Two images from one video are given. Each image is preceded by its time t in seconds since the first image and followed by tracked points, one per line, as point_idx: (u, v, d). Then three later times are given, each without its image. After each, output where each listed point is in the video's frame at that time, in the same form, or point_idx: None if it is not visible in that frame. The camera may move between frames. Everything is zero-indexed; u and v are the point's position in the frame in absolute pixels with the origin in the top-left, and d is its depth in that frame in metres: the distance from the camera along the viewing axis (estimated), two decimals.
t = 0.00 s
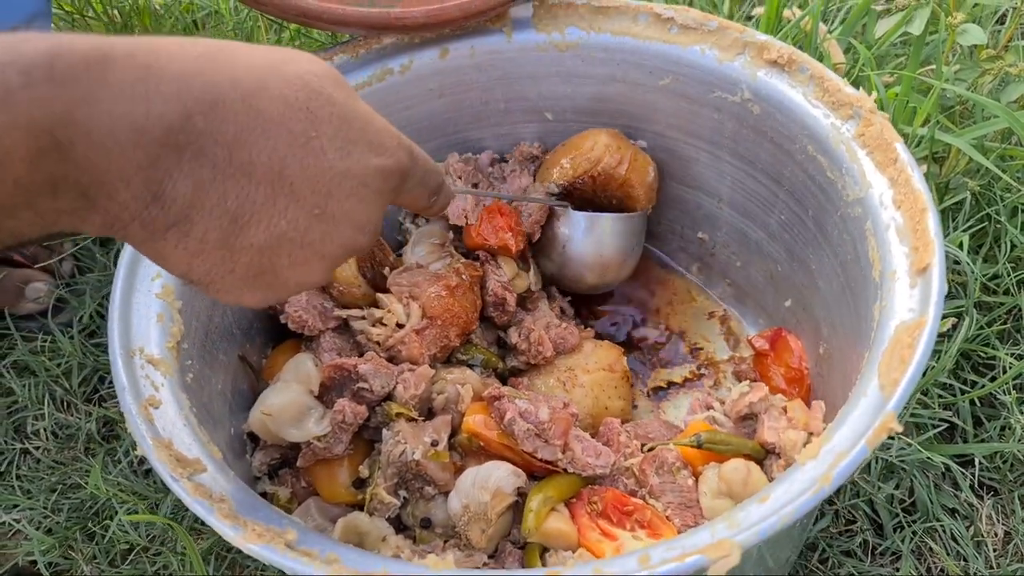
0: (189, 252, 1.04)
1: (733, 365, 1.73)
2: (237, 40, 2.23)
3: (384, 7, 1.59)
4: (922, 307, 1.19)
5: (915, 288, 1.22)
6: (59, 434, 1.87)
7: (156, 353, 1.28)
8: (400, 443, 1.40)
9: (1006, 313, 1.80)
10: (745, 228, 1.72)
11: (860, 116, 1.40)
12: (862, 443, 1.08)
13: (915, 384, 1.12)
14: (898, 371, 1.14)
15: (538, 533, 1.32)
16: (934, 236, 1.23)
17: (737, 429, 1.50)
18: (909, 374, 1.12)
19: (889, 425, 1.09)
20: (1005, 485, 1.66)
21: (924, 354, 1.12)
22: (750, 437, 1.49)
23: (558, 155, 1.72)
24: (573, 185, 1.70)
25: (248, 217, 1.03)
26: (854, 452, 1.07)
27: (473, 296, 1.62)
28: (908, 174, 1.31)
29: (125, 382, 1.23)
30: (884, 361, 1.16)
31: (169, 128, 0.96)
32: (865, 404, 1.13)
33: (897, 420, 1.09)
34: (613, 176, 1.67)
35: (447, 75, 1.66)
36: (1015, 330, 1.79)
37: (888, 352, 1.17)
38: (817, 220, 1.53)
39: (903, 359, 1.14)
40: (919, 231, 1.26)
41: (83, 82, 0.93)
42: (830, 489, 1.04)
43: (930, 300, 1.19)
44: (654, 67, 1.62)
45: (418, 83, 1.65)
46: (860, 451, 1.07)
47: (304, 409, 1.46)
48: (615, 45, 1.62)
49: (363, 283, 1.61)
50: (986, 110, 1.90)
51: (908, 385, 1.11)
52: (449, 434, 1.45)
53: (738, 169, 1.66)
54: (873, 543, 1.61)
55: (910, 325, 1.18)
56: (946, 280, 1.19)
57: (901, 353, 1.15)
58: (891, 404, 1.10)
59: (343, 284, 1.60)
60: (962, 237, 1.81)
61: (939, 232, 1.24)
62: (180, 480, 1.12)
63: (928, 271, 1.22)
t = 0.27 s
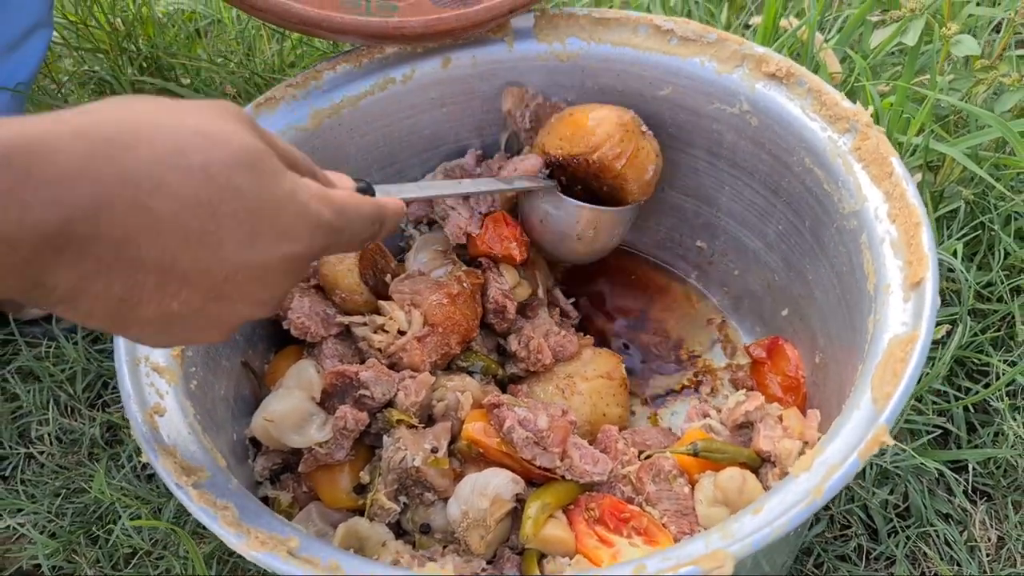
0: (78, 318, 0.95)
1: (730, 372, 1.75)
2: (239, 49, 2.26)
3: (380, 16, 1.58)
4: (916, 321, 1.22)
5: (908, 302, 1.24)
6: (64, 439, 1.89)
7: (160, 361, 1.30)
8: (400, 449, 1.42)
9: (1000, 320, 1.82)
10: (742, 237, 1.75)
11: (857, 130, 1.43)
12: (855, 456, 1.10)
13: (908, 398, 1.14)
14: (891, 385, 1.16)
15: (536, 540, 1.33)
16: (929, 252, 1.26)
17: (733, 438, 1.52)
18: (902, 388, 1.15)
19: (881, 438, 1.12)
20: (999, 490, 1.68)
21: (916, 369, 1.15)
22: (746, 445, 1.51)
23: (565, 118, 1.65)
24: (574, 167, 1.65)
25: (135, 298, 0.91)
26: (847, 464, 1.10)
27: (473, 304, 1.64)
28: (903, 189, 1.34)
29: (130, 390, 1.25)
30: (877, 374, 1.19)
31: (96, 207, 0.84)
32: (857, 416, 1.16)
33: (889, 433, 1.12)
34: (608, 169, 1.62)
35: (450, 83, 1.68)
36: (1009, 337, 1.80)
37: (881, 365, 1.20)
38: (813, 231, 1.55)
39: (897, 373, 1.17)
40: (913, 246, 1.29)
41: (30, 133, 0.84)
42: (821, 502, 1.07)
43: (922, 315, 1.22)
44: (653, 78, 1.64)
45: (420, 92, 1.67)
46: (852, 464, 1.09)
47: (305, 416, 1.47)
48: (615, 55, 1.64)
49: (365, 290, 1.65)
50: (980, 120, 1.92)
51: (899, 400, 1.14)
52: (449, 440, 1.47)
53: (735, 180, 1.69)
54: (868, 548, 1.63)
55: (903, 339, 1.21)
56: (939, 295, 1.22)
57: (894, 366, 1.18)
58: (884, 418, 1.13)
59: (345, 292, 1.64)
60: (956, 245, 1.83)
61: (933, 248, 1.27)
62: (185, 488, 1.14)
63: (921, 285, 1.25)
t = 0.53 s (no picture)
0: None
1: (723, 387, 1.79)
2: (246, 68, 2.32)
3: (376, 28, 1.60)
4: (899, 341, 1.27)
5: (893, 323, 1.30)
6: (74, 449, 1.94)
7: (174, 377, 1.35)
8: (403, 461, 1.47)
9: (986, 335, 1.87)
10: (737, 256, 1.80)
11: (846, 155, 1.49)
12: (838, 472, 1.15)
13: (890, 417, 1.19)
14: (874, 404, 1.21)
15: (534, 550, 1.38)
16: (913, 275, 1.32)
17: (725, 451, 1.58)
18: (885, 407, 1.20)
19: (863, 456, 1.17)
20: (985, 501, 1.73)
21: (899, 389, 1.20)
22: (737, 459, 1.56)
23: (569, 138, 1.54)
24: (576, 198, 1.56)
25: None
26: (831, 480, 1.15)
27: (474, 319, 1.69)
28: (890, 213, 1.40)
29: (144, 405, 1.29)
30: (862, 394, 1.24)
31: None
32: (842, 434, 1.21)
33: (872, 451, 1.17)
34: (613, 206, 1.49)
35: (452, 105, 1.73)
36: (995, 352, 1.85)
37: (865, 385, 1.25)
38: (803, 252, 1.61)
39: (880, 392, 1.22)
40: (898, 270, 1.34)
41: None
42: (807, 516, 1.12)
43: (905, 336, 1.28)
44: (649, 101, 1.69)
45: (424, 114, 1.73)
46: (836, 480, 1.14)
47: (312, 428, 1.53)
48: (613, 79, 1.70)
49: (369, 305, 1.70)
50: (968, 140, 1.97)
51: (882, 419, 1.19)
52: (450, 452, 1.52)
53: (729, 200, 1.74)
54: (857, 558, 1.68)
55: (887, 359, 1.26)
56: (922, 317, 1.28)
57: (877, 386, 1.23)
58: (867, 436, 1.18)
59: (349, 308, 1.69)
60: (944, 262, 1.89)
61: (916, 271, 1.32)
62: (198, 500, 1.18)
63: (905, 307, 1.30)
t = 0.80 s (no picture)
0: None
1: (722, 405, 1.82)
2: (256, 91, 2.39)
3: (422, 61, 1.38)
4: (889, 363, 1.32)
5: (883, 345, 1.35)
6: (88, 463, 1.99)
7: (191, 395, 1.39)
8: (410, 476, 1.52)
9: (978, 354, 1.92)
10: (734, 276, 1.85)
11: (839, 181, 1.54)
12: (830, 489, 1.20)
13: (880, 436, 1.24)
14: (865, 424, 1.26)
15: (537, 562, 1.43)
16: (903, 297, 1.37)
17: (722, 467, 1.63)
18: (875, 426, 1.25)
19: (854, 473, 1.22)
20: (976, 516, 1.77)
21: (889, 408, 1.25)
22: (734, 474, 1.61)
23: (567, 234, 1.55)
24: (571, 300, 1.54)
25: None
26: (823, 497, 1.19)
27: (479, 337, 1.73)
28: (881, 238, 1.45)
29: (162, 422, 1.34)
30: (853, 413, 1.29)
31: None
32: (834, 452, 1.26)
33: (862, 469, 1.21)
34: (606, 316, 1.48)
35: (458, 129, 1.78)
36: (986, 371, 1.90)
37: (857, 405, 1.29)
38: (799, 273, 1.66)
39: (870, 412, 1.27)
40: (888, 293, 1.40)
41: None
42: (800, 531, 1.16)
43: (896, 358, 1.33)
44: (650, 126, 1.75)
45: (430, 138, 1.78)
46: (828, 497, 1.19)
47: (321, 443, 1.58)
48: (614, 105, 1.75)
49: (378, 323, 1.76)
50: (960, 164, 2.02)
51: (873, 438, 1.24)
52: (456, 467, 1.57)
53: (727, 223, 1.79)
54: (852, 571, 1.72)
55: (878, 380, 1.31)
56: (911, 339, 1.33)
57: (868, 406, 1.28)
58: (858, 455, 1.22)
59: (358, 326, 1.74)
60: (936, 283, 1.94)
61: (907, 294, 1.38)
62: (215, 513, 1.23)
63: (896, 330, 1.35)
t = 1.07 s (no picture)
0: None
1: (721, 421, 1.87)
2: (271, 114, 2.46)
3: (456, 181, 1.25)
4: (880, 384, 1.39)
5: (873, 367, 1.41)
6: (107, 476, 2.05)
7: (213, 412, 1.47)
8: (421, 490, 1.58)
9: (968, 373, 1.99)
10: (733, 298, 1.92)
11: (833, 209, 1.62)
12: (822, 504, 1.26)
13: (870, 453, 1.30)
14: (856, 442, 1.32)
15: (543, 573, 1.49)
16: (893, 321, 1.44)
17: (721, 482, 1.69)
18: (866, 444, 1.31)
19: (845, 489, 1.28)
20: (967, 531, 1.84)
21: (879, 428, 1.31)
22: (732, 490, 1.68)
23: (571, 289, 1.49)
24: (574, 363, 1.48)
25: None
26: (815, 511, 1.26)
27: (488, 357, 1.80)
28: (873, 265, 1.53)
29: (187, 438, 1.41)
30: (845, 432, 1.35)
31: None
32: (826, 469, 1.32)
33: (853, 484, 1.28)
34: (607, 384, 1.42)
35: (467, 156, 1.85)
36: (977, 390, 1.97)
37: (848, 424, 1.36)
38: (795, 297, 1.72)
39: (861, 430, 1.33)
40: (879, 316, 1.47)
41: None
42: (793, 543, 1.23)
43: (886, 380, 1.39)
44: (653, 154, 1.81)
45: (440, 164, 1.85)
46: (820, 511, 1.26)
47: (335, 458, 1.64)
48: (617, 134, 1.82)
49: (388, 341, 1.82)
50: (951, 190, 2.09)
51: (863, 455, 1.30)
52: (465, 481, 1.64)
53: (726, 246, 1.86)
54: None
55: (868, 401, 1.37)
56: (901, 362, 1.39)
57: (858, 425, 1.34)
58: (849, 471, 1.29)
59: (370, 344, 1.81)
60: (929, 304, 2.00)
61: (897, 318, 1.45)
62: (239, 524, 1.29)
63: (886, 352, 1.42)
